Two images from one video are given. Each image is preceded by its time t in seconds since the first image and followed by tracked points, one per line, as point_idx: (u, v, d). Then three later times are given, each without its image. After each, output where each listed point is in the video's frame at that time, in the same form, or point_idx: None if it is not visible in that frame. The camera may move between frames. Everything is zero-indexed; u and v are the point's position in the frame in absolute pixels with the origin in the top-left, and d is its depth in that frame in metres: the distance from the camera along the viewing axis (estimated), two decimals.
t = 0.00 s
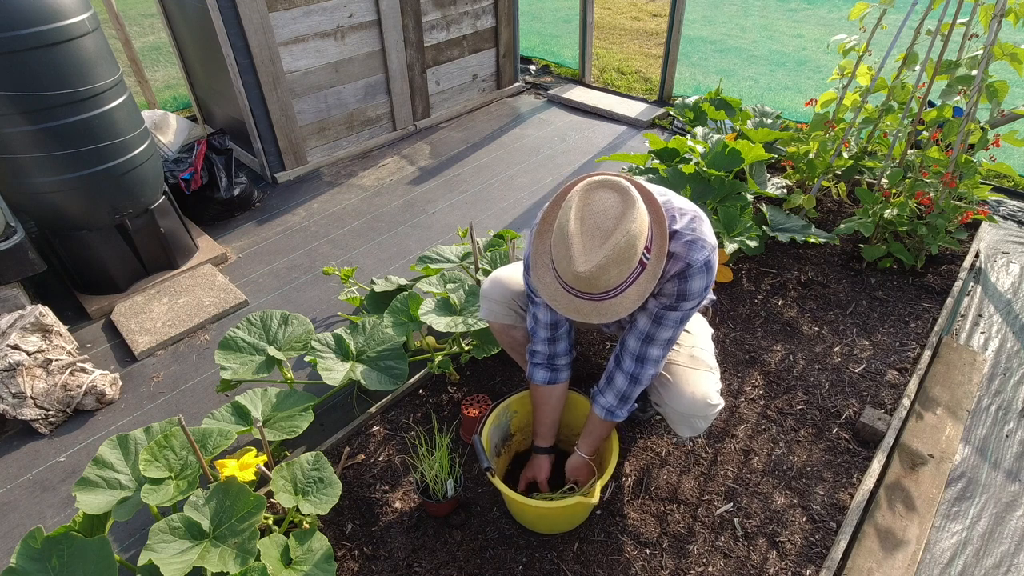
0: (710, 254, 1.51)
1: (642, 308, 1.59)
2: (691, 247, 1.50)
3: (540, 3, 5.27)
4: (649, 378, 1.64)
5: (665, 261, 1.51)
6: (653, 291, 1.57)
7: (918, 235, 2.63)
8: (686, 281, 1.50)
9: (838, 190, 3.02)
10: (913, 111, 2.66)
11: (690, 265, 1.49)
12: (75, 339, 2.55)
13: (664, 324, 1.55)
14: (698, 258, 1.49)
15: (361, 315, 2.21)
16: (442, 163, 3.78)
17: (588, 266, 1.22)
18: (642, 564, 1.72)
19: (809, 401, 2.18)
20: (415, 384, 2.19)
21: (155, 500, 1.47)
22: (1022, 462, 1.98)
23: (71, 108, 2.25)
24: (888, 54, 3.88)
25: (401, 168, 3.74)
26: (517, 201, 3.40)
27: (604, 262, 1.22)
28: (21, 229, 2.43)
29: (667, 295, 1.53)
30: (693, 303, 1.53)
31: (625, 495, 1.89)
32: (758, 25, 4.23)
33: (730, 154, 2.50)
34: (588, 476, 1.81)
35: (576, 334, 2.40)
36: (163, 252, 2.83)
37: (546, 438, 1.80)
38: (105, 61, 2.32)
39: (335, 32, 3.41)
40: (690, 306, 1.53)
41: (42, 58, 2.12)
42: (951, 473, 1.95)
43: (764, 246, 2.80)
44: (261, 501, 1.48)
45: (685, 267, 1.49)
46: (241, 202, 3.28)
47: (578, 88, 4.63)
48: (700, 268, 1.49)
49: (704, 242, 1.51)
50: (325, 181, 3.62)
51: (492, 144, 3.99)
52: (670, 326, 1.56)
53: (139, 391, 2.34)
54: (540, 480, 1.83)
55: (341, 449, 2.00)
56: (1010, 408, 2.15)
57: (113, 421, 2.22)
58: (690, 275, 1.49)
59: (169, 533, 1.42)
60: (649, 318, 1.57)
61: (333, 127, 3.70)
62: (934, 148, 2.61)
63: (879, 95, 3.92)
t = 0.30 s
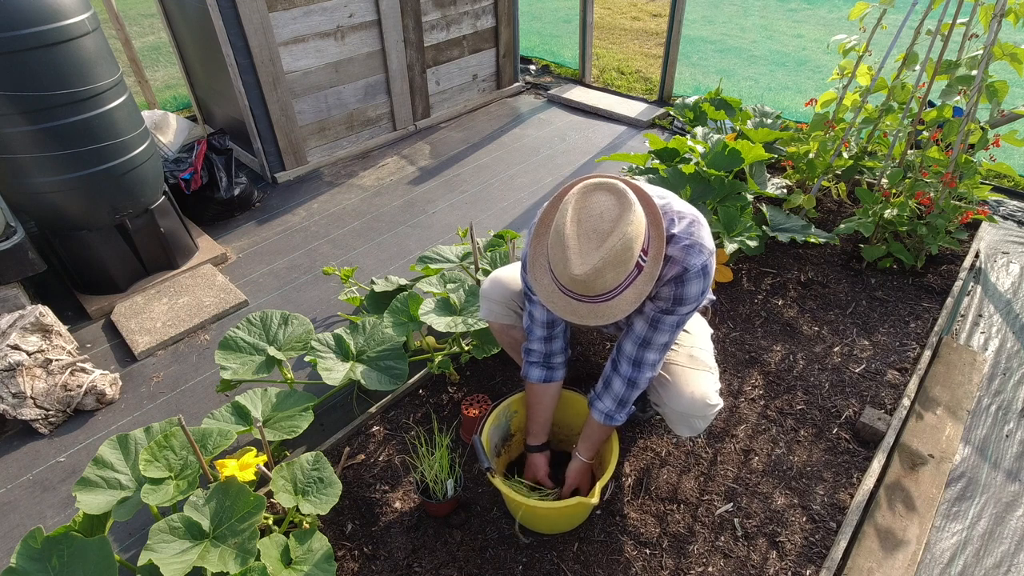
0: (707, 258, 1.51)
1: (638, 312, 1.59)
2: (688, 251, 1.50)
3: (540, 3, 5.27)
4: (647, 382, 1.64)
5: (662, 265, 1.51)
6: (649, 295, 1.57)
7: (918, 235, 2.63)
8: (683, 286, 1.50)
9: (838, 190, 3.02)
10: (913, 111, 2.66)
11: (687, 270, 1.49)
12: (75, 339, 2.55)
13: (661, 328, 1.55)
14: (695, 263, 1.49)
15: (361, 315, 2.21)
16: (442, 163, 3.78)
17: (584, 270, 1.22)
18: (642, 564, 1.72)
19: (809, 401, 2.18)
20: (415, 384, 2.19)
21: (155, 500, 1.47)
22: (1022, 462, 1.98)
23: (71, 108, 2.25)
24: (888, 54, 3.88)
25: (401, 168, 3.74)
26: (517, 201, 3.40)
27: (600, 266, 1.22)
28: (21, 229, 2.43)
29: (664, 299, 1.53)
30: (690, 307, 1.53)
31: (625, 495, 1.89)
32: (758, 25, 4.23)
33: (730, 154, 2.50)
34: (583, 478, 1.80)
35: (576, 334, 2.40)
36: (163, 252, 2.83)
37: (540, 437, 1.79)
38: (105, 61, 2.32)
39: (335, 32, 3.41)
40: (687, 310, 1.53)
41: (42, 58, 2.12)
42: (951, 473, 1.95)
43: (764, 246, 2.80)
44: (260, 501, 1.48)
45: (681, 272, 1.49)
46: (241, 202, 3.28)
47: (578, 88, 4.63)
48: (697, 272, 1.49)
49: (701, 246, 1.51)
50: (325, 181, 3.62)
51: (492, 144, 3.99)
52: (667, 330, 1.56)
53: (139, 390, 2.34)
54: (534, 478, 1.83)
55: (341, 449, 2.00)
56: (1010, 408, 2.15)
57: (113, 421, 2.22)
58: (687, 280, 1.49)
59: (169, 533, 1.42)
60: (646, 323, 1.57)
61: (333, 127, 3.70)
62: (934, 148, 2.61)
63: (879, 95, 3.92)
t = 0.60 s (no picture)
0: (704, 262, 1.51)
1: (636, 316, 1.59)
2: (685, 255, 1.50)
3: (540, 3, 5.27)
4: (645, 384, 1.64)
5: (658, 269, 1.51)
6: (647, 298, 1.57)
7: (918, 235, 2.63)
8: (679, 290, 1.49)
9: (838, 190, 3.02)
10: (913, 112, 2.66)
11: (684, 274, 1.49)
12: (75, 339, 2.55)
13: (658, 332, 1.56)
14: (692, 267, 1.49)
15: (361, 315, 2.21)
16: (442, 163, 3.78)
17: (578, 275, 1.22)
18: (642, 564, 1.72)
19: (809, 401, 2.18)
20: (415, 384, 2.19)
21: (155, 500, 1.47)
22: (1022, 462, 1.98)
23: (71, 108, 2.25)
24: (888, 54, 3.88)
25: (401, 168, 3.74)
26: (517, 201, 3.40)
27: (593, 271, 1.22)
28: (21, 229, 2.43)
29: (662, 303, 1.52)
30: (688, 310, 1.53)
31: (625, 495, 1.89)
32: (758, 25, 4.23)
33: (730, 154, 2.50)
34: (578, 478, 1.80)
35: (576, 334, 2.40)
36: (163, 252, 2.83)
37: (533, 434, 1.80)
38: (105, 61, 2.32)
39: (335, 32, 3.41)
40: (684, 314, 1.53)
41: (42, 58, 2.12)
42: (951, 473, 1.95)
43: (764, 246, 2.80)
44: (261, 501, 1.48)
45: (679, 276, 1.49)
46: (241, 202, 3.28)
47: (578, 88, 4.63)
48: (694, 277, 1.49)
49: (699, 251, 1.51)
50: (325, 181, 3.62)
51: (492, 144, 3.99)
52: (664, 334, 1.56)
53: (139, 391, 2.34)
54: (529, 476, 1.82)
55: (341, 449, 2.00)
56: (1010, 408, 2.15)
57: (113, 422, 2.22)
58: (683, 284, 1.49)
59: (169, 533, 1.42)
60: (644, 326, 1.57)
61: (333, 127, 3.70)
62: (934, 148, 2.61)
63: (879, 95, 3.92)
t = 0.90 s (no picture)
0: (704, 261, 1.51)
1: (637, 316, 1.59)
2: (685, 254, 1.50)
3: (540, 3, 5.27)
4: (647, 384, 1.63)
5: (657, 269, 1.52)
6: (647, 298, 1.57)
7: (918, 235, 2.63)
8: (678, 289, 1.50)
9: (838, 190, 3.02)
10: (913, 111, 2.66)
11: (683, 273, 1.49)
12: (75, 339, 2.55)
13: (658, 331, 1.56)
14: (691, 266, 1.49)
15: (361, 315, 2.21)
16: (442, 163, 3.78)
17: (576, 273, 1.22)
18: (642, 564, 1.72)
19: (809, 401, 2.18)
20: (415, 384, 2.19)
21: (155, 500, 1.47)
22: (1021, 462, 1.98)
23: (71, 108, 2.25)
24: (888, 54, 3.88)
25: (401, 168, 3.74)
26: (517, 201, 3.40)
27: (591, 269, 1.22)
28: (21, 229, 2.43)
29: (661, 302, 1.52)
30: (688, 309, 1.53)
31: (625, 495, 1.89)
32: (758, 25, 4.23)
33: (730, 154, 2.50)
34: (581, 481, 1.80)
35: (576, 334, 2.40)
36: (163, 252, 2.83)
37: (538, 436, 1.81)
38: (105, 61, 2.32)
39: (335, 32, 3.41)
40: (684, 313, 1.53)
41: (42, 58, 2.12)
42: (951, 473, 1.95)
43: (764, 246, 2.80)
44: (260, 501, 1.48)
45: (678, 274, 1.49)
46: (241, 202, 3.28)
47: (578, 88, 4.63)
48: (693, 275, 1.49)
49: (698, 249, 1.51)
50: (325, 181, 3.62)
51: (492, 144, 3.99)
52: (664, 333, 1.56)
53: (139, 390, 2.34)
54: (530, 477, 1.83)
55: (341, 449, 2.00)
56: (1010, 408, 2.15)
57: (113, 421, 2.23)
58: (683, 283, 1.49)
59: (169, 533, 1.42)
60: (644, 326, 1.58)
61: (333, 127, 3.70)
62: (934, 148, 2.61)
63: (879, 95, 3.92)
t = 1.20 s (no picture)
0: (704, 261, 1.51)
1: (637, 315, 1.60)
2: (685, 254, 1.50)
3: (540, 3, 5.27)
4: (647, 384, 1.64)
5: (658, 269, 1.52)
6: (647, 297, 1.57)
7: (918, 235, 2.63)
8: (679, 289, 1.50)
9: (838, 190, 3.02)
10: (913, 112, 2.66)
11: (684, 273, 1.49)
12: (75, 339, 2.55)
13: (659, 331, 1.56)
14: (692, 266, 1.49)
15: (361, 315, 2.21)
16: (442, 163, 3.78)
17: (576, 276, 1.22)
18: (642, 564, 1.72)
19: (809, 401, 2.18)
20: (415, 384, 2.19)
21: (155, 500, 1.47)
22: (1022, 462, 1.98)
23: (71, 108, 2.25)
24: (888, 54, 3.88)
25: (401, 168, 3.74)
26: (517, 201, 3.40)
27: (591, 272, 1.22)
28: (21, 229, 2.43)
29: (661, 301, 1.52)
30: (688, 309, 1.53)
31: (625, 495, 1.89)
32: (758, 25, 4.23)
33: (730, 154, 2.50)
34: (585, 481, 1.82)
35: (576, 335, 2.40)
36: (163, 252, 2.83)
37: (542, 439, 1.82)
38: (105, 61, 2.32)
39: (335, 32, 3.41)
40: (684, 313, 1.53)
41: (42, 58, 2.12)
42: (951, 473, 1.95)
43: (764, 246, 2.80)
44: (261, 501, 1.48)
45: (679, 274, 1.50)
46: (241, 202, 3.28)
47: (578, 88, 4.63)
48: (694, 275, 1.49)
49: (698, 249, 1.51)
50: (325, 181, 3.62)
51: (492, 144, 3.99)
52: (665, 333, 1.56)
53: (139, 390, 2.34)
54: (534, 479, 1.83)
55: (341, 449, 2.00)
56: (1010, 408, 2.15)
57: (113, 421, 2.22)
58: (683, 283, 1.49)
59: (169, 533, 1.42)
60: (644, 326, 1.58)
61: (333, 127, 3.70)
62: (934, 148, 2.61)
63: (879, 95, 3.92)
